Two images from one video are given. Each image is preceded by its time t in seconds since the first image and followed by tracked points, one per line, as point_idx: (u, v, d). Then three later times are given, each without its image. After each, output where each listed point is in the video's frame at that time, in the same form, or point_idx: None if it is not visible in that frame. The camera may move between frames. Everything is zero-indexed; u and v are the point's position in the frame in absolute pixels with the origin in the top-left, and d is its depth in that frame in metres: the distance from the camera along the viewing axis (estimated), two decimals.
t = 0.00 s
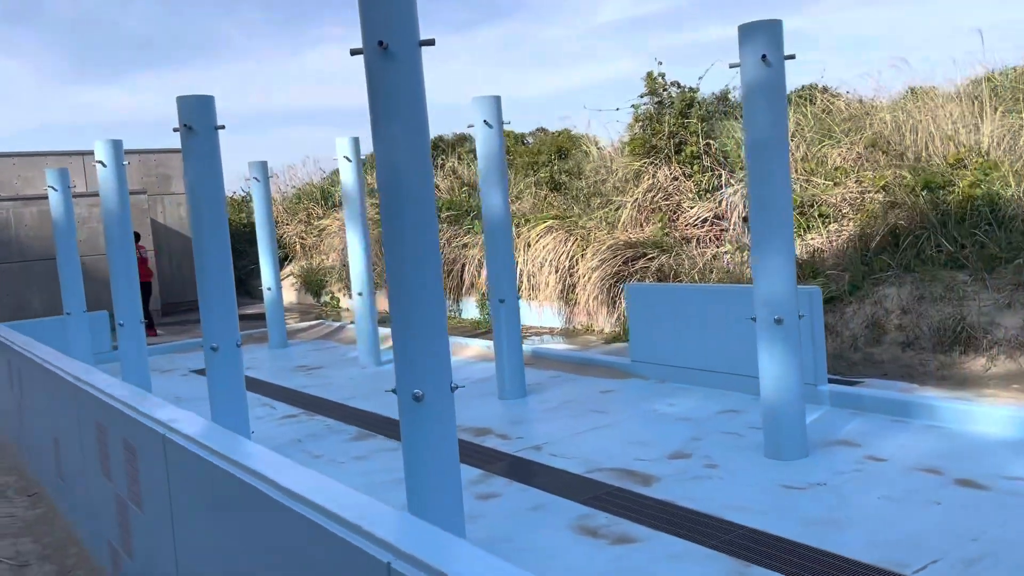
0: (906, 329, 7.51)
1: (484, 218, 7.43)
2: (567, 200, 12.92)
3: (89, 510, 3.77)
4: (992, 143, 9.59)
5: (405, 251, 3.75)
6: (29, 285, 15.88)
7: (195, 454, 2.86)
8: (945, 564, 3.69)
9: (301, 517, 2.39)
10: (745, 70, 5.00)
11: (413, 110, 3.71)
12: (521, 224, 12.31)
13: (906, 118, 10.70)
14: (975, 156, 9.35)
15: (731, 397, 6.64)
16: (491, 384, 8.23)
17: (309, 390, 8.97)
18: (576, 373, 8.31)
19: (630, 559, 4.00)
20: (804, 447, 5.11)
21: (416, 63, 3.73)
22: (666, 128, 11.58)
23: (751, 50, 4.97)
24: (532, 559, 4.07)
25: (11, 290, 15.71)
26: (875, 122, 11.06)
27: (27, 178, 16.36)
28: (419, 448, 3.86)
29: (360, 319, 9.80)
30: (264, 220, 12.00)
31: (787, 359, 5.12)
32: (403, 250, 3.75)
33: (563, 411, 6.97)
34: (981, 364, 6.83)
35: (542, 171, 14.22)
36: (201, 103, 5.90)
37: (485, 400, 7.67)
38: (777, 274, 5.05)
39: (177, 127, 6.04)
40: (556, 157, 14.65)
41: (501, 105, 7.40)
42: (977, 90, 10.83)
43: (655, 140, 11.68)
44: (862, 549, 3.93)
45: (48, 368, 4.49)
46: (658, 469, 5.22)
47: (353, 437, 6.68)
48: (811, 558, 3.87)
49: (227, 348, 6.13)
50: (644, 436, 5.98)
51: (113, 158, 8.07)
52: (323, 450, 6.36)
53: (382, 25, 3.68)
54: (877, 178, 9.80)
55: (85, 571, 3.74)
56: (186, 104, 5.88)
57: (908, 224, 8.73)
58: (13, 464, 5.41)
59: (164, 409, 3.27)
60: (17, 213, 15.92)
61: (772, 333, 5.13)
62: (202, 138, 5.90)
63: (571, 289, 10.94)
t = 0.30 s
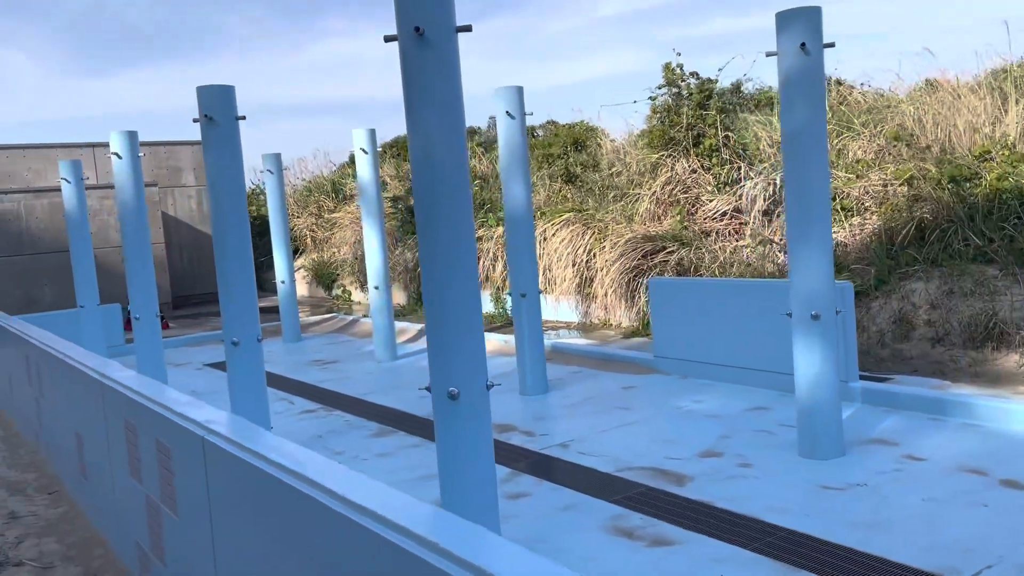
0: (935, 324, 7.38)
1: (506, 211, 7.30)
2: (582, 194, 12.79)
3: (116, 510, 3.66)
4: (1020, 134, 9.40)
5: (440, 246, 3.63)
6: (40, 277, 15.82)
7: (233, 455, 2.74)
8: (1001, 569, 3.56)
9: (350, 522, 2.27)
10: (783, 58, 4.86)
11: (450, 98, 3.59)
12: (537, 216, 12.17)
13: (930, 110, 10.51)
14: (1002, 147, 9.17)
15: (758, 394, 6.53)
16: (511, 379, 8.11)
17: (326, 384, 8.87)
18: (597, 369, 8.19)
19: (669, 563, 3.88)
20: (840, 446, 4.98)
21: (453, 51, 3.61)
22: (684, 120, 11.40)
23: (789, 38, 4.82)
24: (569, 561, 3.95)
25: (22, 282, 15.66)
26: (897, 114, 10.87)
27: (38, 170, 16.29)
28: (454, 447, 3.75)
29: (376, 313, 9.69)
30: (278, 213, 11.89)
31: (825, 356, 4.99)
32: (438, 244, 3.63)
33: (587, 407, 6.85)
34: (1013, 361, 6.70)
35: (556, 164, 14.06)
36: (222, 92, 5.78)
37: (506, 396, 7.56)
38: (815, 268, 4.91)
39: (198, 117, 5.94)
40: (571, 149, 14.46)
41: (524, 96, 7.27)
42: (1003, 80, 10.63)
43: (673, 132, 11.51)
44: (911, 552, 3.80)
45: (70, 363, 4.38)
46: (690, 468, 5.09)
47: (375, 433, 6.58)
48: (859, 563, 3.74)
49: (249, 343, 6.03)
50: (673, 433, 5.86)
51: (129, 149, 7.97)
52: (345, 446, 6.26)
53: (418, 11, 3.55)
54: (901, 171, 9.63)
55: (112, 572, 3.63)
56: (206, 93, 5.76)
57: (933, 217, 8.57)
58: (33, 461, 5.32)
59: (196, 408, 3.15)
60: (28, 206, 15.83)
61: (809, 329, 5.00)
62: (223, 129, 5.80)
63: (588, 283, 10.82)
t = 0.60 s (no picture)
0: (971, 317, 7.20)
1: (530, 201, 7.14)
2: (602, 185, 12.63)
3: (143, 507, 3.53)
4: None
5: (478, 232, 3.48)
6: (55, 268, 15.77)
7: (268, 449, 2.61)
8: None
9: (398, 521, 2.14)
10: (826, 41, 4.68)
11: (488, 79, 3.45)
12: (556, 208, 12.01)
13: (959, 97, 10.27)
14: None
15: (791, 389, 6.37)
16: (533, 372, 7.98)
17: (345, 377, 8.76)
18: (621, 362, 8.04)
19: (713, 563, 3.72)
20: (882, 442, 4.82)
21: (490, 30, 3.47)
22: (706, 109, 11.22)
23: (833, 19, 4.64)
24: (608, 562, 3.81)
25: (38, 274, 15.61)
26: (925, 102, 10.64)
27: (52, 162, 16.23)
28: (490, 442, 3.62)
29: (395, 305, 9.57)
30: (294, 204, 11.77)
31: (868, 349, 4.81)
32: (476, 229, 3.48)
33: (613, 401, 6.71)
34: None
35: (575, 154, 13.89)
36: (244, 78, 5.64)
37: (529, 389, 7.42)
38: (858, 259, 4.74)
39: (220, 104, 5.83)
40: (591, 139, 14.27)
41: (549, 84, 7.11)
42: None
43: (695, 121, 11.33)
44: (967, 554, 3.63)
45: (90, 354, 4.27)
46: (727, 465, 4.93)
47: (398, 427, 6.45)
48: (913, 566, 3.58)
49: (271, 336, 5.91)
50: (705, 428, 5.71)
51: (146, 138, 7.85)
52: (368, 441, 6.14)
53: None
54: (931, 160, 9.41)
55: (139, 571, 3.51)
56: (228, 80, 5.63)
57: (965, 207, 8.37)
58: (54, 454, 5.22)
59: (226, 401, 3.01)
60: (42, 196, 15.78)
61: (850, 322, 4.82)
62: (245, 115, 5.67)
63: (609, 275, 10.68)
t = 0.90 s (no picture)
0: (1016, 315, 7.02)
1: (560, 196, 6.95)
2: (625, 179, 12.43)
3: (174, 520, 3.38)
4: None
5: (524, 231, 3.31)
6: (73, 263, 15.71)
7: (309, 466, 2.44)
8: None
9: (450, 549, 1.96)
10: (881, 28, 4.46)
11: (534, 69, 3.27)
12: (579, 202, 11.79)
13: (996, 86, 9.96)
14: None
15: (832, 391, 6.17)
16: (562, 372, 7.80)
17: (367, 375, 8.61)
18: (652, 361, 7.85)
19: None
20: (937, 449, 4.62)
21: (537, 16, 3.29)
22: (733, 101, 11.00)
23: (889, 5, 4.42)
24: None
25: (56, 269, 15.56)
26: (960, 91, 10.34)
27: (69, 156, 16.13)
28: (532, 452, 3.44)
29: (418, 302, 9.41)
30: (314, 199, 11.62)
31: (922, 352, 4.59)
32: (521, 228, 3.31)
33: (647, 402, 6.52)
34: None
35: (596, 147, 13.65)
36: (270, 72, 5.48)
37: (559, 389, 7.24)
38: (913, 258, 4.52)
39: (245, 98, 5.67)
40: (613, 132, 14.02)
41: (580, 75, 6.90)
42: None
43: (720, 114, 11.10)
44: None
45: (116, 358, 4.12)
46: (773, 473, 4.74)
47: (426, 429, 6.29)
48: None
49: (298, 336, 5.76)
50: (746, 432, 5.52)
51: (167, 133, 7.71)
52: (396, 443, 5.98)
53: None
54: (969, 153, 9.12)
55: None
56: (253, 73, 5.47)
57: (1006, 202, 8.10)
58: (77, 459, 5.07)
59: (262, 411, 2.85)
60: (60, 191, 15.70)
61: (905, 323, 4.61)
62: (271, 109, 5.51)
63: (635, 271, 10.48)
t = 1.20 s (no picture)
0: None
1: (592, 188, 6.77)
2: (650, 171, 12.23)
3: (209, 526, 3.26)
4: None
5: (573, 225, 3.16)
6: (94, 258, 15.75)
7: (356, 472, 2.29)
8: None
9: (514, 564, 1.81)
10: (939, 11, 4.25)
11: (584, 53, 3.10)
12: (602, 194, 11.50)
13: None
14: None
15: (875, 390, 5.99)
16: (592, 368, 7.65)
17: (392, 371, 8.49)
18: (684, 358, 7.69)
19: None
20: (994, 451, 4.43)
21: None
22: (764, 91, 10.78)
23: None
24: None
25: (77, 264, 15.61)
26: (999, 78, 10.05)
27: (89, 150, 16.08)
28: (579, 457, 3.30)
29: (443, 296, 9.28)
30: (336, 192, 11.50)
31: (980, 350, 4.40)
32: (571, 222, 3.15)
33: (682, 400, 6.36)
34: None
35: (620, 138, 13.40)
36: (299, 61, 5.35)
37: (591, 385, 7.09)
38: (972, 252, 4.33)
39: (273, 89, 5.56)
40: (636, 124, 13.81)
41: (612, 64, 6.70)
42: None
43: (750, 104, 10.84)
44: None
45: (145, 355, 3.99)
46: (822, 476, 4.57)
47: (456, 426, 6.17)
48: None
49: (328, 332, 5.63)
50: (787, 432, 5.34)
51: (190, 125, 7.61)
52: (426, 441, 5.85)
53: None
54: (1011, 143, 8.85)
55: None
56: (282, 62, 5.34)
57: None
58: (105, 458, 4.97)
59: (304, 413, 2.71)
60: (81, 185, 15.66)
61: (963, 320, 4.41)
62: (300, 100, 5.39)
63: (663, 265, 10.31)
